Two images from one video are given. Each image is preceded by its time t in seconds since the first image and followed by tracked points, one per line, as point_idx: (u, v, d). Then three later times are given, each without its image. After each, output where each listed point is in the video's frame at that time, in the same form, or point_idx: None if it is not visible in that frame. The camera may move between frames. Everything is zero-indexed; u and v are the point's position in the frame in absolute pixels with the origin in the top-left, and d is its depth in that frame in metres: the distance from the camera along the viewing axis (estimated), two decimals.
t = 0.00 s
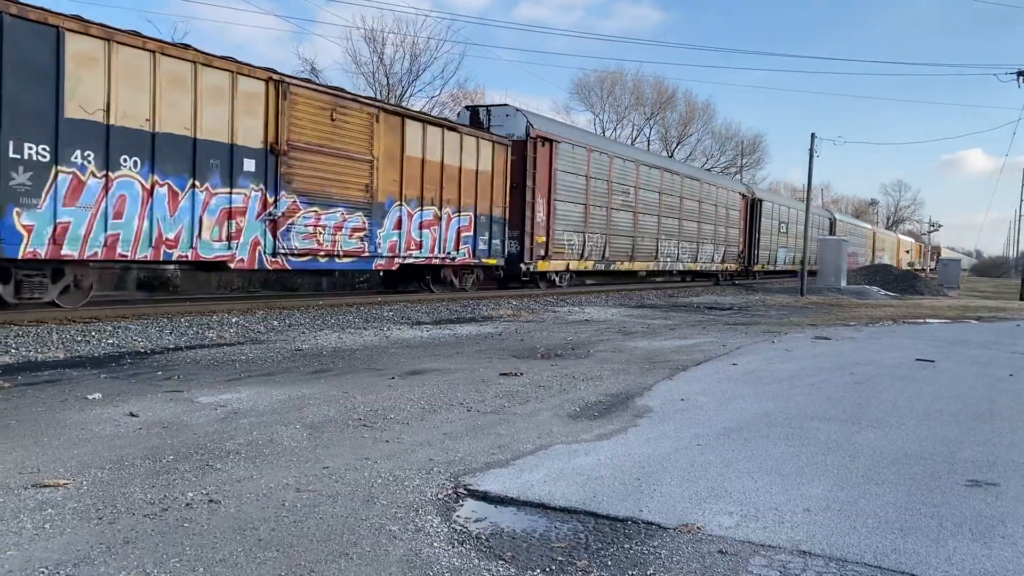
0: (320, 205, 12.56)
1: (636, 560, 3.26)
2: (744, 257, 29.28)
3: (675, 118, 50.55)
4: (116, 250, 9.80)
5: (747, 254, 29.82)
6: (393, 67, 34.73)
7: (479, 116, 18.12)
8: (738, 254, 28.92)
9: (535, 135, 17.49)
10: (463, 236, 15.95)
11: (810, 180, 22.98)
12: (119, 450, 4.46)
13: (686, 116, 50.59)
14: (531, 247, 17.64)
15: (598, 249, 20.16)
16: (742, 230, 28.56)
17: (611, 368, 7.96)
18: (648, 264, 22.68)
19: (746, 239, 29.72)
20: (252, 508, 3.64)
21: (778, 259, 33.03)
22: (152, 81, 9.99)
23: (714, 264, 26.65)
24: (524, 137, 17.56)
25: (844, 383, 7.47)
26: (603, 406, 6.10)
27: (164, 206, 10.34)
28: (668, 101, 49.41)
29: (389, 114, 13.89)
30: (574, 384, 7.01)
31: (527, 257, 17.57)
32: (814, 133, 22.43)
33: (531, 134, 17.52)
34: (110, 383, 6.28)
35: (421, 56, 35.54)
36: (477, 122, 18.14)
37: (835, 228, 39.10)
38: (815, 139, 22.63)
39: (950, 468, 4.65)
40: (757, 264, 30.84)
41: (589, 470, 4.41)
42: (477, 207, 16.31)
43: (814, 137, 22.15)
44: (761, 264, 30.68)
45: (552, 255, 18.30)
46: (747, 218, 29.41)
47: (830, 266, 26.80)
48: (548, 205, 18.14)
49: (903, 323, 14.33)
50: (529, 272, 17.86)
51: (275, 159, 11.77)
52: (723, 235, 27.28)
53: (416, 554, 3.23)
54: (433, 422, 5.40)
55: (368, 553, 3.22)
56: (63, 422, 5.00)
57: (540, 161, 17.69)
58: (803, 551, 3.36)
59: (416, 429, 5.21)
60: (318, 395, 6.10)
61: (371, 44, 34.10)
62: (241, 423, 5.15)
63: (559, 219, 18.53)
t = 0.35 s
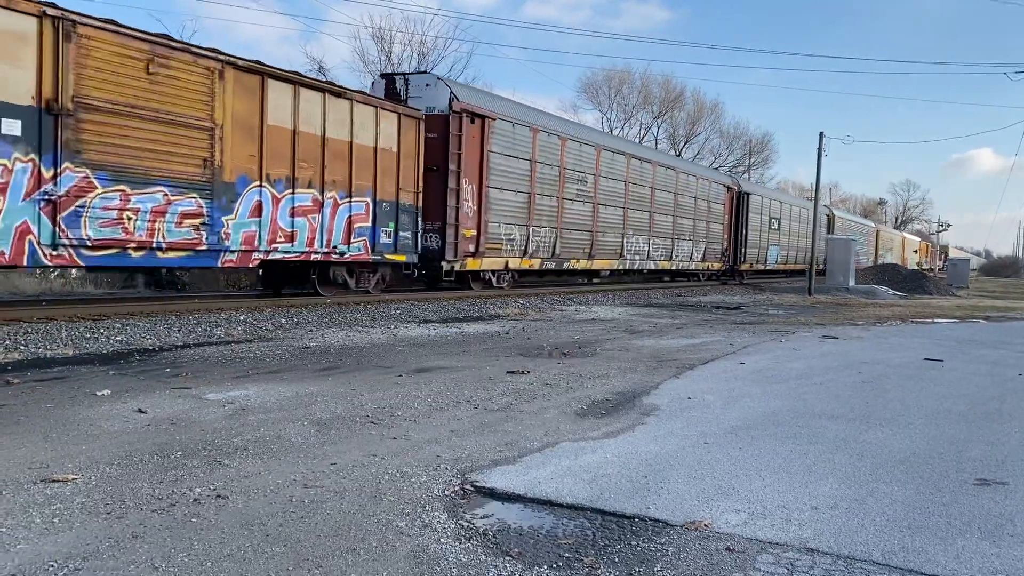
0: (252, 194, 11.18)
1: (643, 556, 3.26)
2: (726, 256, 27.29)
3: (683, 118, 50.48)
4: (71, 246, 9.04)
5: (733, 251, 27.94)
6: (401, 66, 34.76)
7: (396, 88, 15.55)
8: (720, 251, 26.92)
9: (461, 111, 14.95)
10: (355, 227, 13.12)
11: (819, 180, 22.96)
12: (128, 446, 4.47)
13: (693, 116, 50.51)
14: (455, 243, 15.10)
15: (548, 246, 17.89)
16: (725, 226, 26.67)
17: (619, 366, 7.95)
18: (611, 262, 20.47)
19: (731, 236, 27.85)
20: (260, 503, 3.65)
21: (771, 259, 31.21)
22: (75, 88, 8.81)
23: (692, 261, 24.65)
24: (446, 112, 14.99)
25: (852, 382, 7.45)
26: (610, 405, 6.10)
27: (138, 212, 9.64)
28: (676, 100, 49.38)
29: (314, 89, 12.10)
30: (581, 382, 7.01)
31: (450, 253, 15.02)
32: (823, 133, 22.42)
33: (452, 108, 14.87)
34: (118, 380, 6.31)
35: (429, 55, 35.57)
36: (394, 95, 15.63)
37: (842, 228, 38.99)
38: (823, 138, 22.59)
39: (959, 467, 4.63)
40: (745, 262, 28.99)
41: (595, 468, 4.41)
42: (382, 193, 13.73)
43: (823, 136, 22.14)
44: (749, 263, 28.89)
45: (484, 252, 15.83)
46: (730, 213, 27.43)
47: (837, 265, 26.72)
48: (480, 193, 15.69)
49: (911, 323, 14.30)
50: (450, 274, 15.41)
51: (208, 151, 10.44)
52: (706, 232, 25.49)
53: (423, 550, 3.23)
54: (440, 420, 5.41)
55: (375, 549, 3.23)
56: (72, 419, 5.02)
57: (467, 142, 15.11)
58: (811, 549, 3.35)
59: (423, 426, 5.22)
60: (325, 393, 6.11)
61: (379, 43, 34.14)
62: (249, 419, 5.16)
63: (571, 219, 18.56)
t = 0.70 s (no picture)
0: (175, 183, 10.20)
1: (652, 559, 3.26)
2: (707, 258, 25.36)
3: (690, 120, 50.45)
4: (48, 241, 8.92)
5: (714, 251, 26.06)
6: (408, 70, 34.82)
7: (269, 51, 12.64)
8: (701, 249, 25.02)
9: (345, 77, 12.16)
10: (185, 218, 10.34)
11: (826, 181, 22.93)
12: (138, 447, 4.49)
13: (701, 117, 50.46)
14: (341, 238, 12.27)
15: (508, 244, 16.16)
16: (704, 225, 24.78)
17: (626, 369, 7.94)
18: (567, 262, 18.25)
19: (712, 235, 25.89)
20: (269, 505, 3.66)
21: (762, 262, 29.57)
22: None
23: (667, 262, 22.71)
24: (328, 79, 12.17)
25: (860, 384, 7.43)
26: (617, 407, 6.10)
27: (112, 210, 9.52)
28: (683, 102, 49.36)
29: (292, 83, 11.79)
30: (589, 384, 7.02)
31: (332, 251, 12.21)
32: (830, 135, 22.41)
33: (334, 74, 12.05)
34: (127, 382, 6.32)
35: (436, 58, 35.63)
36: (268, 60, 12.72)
37: (850, 230, 38.89)
38: (831, 140, 22.57)
39: (969, 470, 4.62)
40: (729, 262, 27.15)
41: (603, 470, 4.41)
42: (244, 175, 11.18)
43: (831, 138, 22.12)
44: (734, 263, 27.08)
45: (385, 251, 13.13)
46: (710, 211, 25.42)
47: (845, 267, 26.66)
48: (354, 175, 12.41)
49: (920, 325, 14.26)
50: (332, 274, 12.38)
51: (123, 127, 9.52)
52: (682, 229, 23.46)
53: (431, 552, 3.24)
54: (447, 421, 5.42)
55: (384, 550, 3.24)
56: (82, 420, 5.04)
57: (358, 116, 12.34)
58: (820, 551, 3.34)
59: (431, 428, 5.23)
60: (333, 394, 6.13)
61: (386, 46, 34.23)
62: (257, 421, 5.17)
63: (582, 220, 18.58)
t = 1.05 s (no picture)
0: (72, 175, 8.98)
1: (659, 563, 3.25)
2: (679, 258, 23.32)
3: (696, 122, 50.44)
4: None
5: (688, 250, 24.08)
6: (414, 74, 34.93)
7: None
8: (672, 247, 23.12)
9: (160, 24, 9.43)
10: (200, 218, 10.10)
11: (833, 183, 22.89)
12: (146, 450, 4.50)
13: (707, 120, 50.46)
14: (159, 232, 9.59)
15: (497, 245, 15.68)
16: (676, 222, 22.80)
17: (633, 372, 7.94)
18: (495, 264, 15.98)
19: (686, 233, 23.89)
20: (276, 508, 3.66)
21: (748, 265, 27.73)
22: None
23: (632, 262, 20.74)
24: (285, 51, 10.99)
25: (868, 387, 7.41)
26: (624, 410, 6.09)
27: None
28: (689, 105, 49.37)
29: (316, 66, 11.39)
30: (596, 387, 7.01)
31: (146, 248, 9.44)
32: (837, 137, 22.43)
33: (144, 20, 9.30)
34: (134, 385, 6.34)
35: (442, 61, 35.75)
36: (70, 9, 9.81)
37: (857, 232, 38.84)
38: (837, 142, 22.57)
39: (977, 474, 4.60)
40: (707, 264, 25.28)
41: (610, 473, 4.40)
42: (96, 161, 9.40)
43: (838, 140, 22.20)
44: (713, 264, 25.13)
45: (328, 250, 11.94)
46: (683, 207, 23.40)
47: (852, 270, 26.60)
48: (173, 151, 9.71)
49: (928, 328, 14.22)
50: (146, 278, 9.65)
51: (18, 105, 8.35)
52: (650, 226, 21.59)
53: (438, 555, 3.24)
54: (453, 424, 5.42)
55: (390, 554, 3.24)
56: (90, 423, 5.05)
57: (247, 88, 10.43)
58: (827, 555, 3.33)
59: (437, 431, 5.23)
60: (339, 397, 6.13)
61: (393, 49, 34.39)
62: (264, 424, 5.19)
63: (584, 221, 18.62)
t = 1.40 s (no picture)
0: None
1: (664, 566, 3.25)
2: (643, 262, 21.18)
3: (700, 125, 50.45)
4: None
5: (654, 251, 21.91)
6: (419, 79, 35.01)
7: None
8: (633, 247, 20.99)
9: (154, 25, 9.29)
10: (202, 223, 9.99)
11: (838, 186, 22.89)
12: (150, 454, 4.51)
13: (711, 123, 50.48)
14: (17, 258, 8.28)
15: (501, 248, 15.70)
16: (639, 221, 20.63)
17: (637, 375, 7.92)
18: (403, 267, 13.46)
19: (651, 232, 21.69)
20: (280, 512, 3.66)
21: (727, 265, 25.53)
22: None
23: (584, 267, 18.54)
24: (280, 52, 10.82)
25: (873, 391, 7.39)
26: (628, 414, 6.08)
27: None
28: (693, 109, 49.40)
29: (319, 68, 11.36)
30: (600, 391, 7.00)
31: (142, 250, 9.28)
32: (842, 139, 22.42)
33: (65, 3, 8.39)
34: (139, 389, 6.35)
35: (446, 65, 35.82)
36: None
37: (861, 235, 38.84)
38: (841, 145, 22.55)
39: (983, 477, 4.58)
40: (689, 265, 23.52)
41: (615, 477, 4.40)
42: None
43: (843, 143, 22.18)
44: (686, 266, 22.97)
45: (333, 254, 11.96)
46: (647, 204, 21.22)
47: (856, 273, 26.56)
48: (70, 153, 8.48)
49: (933, 330, 14.21)
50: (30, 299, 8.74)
51: None
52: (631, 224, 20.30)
53: (442, 560, 3.23)
54: (458, 429, 5.41)
55: (394, 558, 3.23)
56: (95, 428, 5.05)
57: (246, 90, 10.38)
58: (832, 559, 3.32)
59: (441, 435, 5.22)
60: (343, 402, 6.13)
61: (397, 53, 34.48)
62: (268, 428, 5.19)
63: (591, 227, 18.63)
